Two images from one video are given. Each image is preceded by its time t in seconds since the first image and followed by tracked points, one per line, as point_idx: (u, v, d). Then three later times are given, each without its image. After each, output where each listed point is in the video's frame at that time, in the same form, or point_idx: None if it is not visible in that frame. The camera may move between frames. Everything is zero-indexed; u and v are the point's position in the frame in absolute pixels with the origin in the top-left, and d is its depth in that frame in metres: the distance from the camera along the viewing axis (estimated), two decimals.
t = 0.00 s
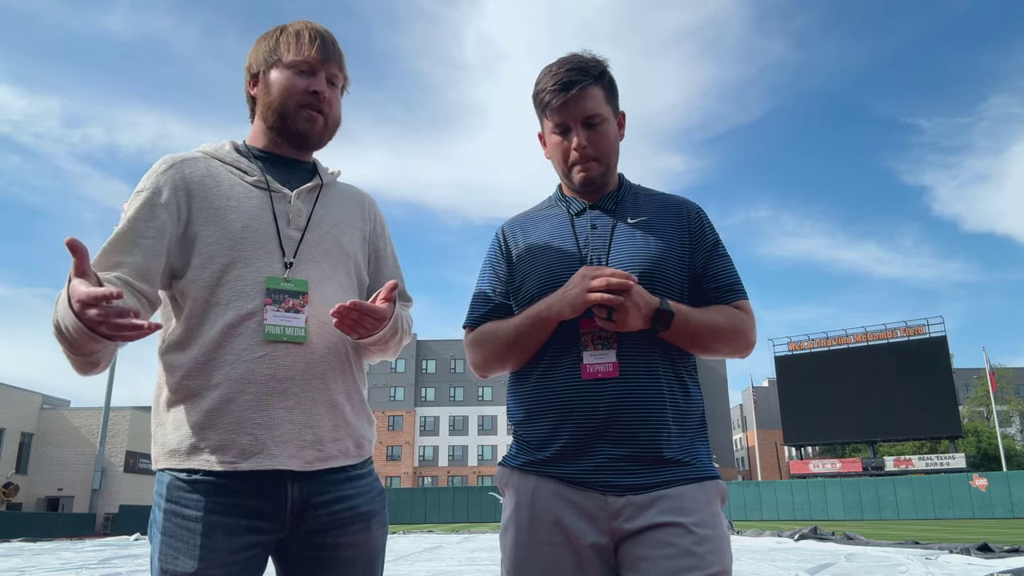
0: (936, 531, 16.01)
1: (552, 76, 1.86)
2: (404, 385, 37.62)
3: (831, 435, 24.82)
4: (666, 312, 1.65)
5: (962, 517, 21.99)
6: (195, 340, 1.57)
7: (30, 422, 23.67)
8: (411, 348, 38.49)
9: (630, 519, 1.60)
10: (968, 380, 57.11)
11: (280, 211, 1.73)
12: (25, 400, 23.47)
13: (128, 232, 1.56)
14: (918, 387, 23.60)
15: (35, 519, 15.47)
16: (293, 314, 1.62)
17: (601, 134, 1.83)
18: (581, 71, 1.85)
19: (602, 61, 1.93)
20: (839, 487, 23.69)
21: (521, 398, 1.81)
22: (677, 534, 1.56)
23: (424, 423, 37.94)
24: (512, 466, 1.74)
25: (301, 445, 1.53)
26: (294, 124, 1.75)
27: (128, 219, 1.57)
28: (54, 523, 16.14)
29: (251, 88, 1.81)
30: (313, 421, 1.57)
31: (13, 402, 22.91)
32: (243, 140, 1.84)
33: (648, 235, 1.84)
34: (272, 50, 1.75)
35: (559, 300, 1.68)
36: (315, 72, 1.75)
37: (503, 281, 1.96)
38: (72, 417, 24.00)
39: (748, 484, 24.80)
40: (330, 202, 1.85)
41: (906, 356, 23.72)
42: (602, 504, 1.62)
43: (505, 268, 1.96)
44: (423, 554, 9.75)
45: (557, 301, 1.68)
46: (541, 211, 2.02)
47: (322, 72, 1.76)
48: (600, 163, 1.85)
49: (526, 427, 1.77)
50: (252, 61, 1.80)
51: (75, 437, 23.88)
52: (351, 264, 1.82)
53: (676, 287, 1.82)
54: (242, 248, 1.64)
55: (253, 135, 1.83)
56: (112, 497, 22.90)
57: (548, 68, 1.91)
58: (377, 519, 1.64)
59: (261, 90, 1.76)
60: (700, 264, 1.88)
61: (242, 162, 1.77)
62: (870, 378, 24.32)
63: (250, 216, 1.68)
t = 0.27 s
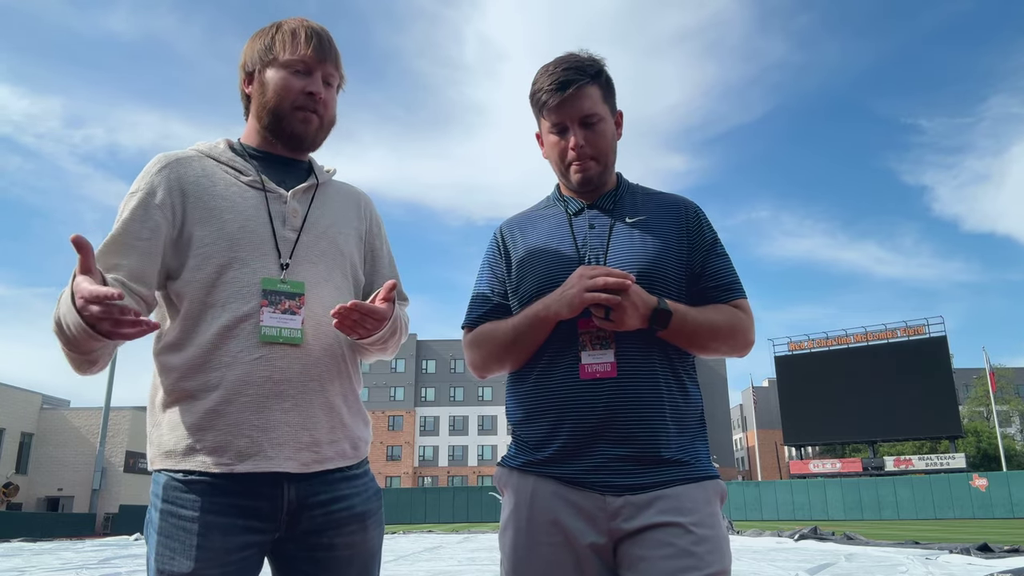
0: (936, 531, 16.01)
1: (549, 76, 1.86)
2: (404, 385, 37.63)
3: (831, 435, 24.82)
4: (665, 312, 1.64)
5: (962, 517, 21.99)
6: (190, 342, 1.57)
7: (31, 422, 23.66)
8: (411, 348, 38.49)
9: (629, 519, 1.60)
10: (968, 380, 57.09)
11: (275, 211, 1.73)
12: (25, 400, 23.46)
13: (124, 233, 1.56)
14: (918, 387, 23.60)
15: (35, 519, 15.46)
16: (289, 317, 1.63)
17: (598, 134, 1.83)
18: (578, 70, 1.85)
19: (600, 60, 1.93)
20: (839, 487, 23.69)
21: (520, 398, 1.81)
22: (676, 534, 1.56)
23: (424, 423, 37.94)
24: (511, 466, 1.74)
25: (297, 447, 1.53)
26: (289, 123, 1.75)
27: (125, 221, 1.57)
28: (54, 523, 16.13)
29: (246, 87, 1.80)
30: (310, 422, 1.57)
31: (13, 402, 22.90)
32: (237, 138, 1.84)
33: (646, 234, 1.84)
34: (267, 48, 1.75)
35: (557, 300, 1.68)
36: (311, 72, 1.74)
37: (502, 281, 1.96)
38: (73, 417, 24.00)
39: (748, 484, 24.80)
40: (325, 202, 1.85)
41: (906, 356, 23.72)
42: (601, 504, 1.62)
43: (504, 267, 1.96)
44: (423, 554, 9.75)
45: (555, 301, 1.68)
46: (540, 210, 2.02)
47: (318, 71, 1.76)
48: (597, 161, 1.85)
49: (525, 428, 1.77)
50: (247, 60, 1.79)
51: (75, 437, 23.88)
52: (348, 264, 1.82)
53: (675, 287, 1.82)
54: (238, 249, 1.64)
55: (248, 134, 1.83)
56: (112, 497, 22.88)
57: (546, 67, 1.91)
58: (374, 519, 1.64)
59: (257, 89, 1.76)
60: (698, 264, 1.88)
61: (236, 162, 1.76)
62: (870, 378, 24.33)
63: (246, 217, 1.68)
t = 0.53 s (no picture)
0: (936, 531, 16.00)
1: (545, 76, 1.86)
2: (404, 385, 37.63)
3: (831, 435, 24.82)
4: (662, 312, 1.64)
5: (962, 517, 21.99)
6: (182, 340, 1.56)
7: (30, 422, 23.66)
8: (411, 348, 38.49)
9: (627, 519, 1.60)
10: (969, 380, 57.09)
11: (266, 210, 1.72)
12: (25, 400, 23.45)
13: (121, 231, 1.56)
14: (918, 387, 23.59)
15: (35, 518, 15.46)
16: (281, 315, 1.62)
17: (595, 132, 1.83)
18: (575, 70, 1.85)
19: (597, 59, 1.93)
20: (839, 487, 23.69)
21: (519, 399, 1.81)
22: (673, 534, 1.56)
23: (424, 423, 37.95)
24: (509, 466, 1.75)
25: (289, 447, 1.53)
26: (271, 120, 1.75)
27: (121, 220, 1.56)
28: (54, 523, 16.12)
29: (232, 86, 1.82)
30: (302, 422, 1.57)
31: (13, 402, 22.89)
32: (229, 138, 1.84)
33: (643, 233, 1.84)
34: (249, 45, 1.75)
35: (555, 300, 1.68)
36: (290, 67, 1.75)
37: (500, 281, 1.96)
38: (73, 417, 23.99)
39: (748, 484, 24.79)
40: (316, 201, 1.84)
41: (906, 356, 23.72)
42: (599, 504, 1.62)
43: (502, 268, 1.97)
44: (423, 554, 9.75)
45: (553, 301, 1.68)
46: (538, 210, 2.02)
47: (298, 66, 1.75)
48: (594, 159, 1.85)
49: (524, 428, 1.77)
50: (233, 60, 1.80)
51: (75, 437, 23.87)
52: (340, 262, 1.82)
53: (673, 287, 1.81)
54: (230, 248, 1.63)
55: (237, 133, 1.83)
56: (112, 497, 22.86)
57: (542, 67, 1.91)
58: (368, 519, 1.65)
59: (239, 87, 1.76)
60: (696, 264, 1.88)
61: (227, 161, 1.75)
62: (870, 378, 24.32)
63: (236, 216, 1.68)
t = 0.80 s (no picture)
0: (936, 530, 16.00)
1: (543, 77, 1.87)
2: (404, 385, 37.64)
3: (831, 435, 24.83)
4: (658, 311, 1.65)
5: (962, 517, 21.99)
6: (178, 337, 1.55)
7: (30, 422, 23.67)
8: (411, 348, 38.51)
9: (624, 519, 1.60)
10: (969, 380, 57.08)
11: (260, 208, 1.72)
12: (25, 400, 23.46)
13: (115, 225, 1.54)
14: (918, 387, 23.60)
15: (35, 518, 15.47)
16: (276, 313, 1.63)
17: (593, 133, 1.83)
18: (572, 70, 1.85)
19: (594, 60, 1.93)
20: (839, 487, 23.69)
21: (518, 399, 1.81)
22: (671, 534, 1.57)
23: (424, 423, 37.97)
24: (508, 466, 1.75)
25: (286, 443, 1.54)
26: (277, 122, 1.75)
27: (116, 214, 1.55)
28: (54, 523, 16.13)
29: (233, 81, 1.79)
30: (299, 419, 1.58)
31: (13, 402, 22.90)
32: (223, 134, 1.83)
33: (641, 233, 1.85)
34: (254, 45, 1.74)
35: (551, 300, 1.68)
36: (300, 70, 1.74)
37: (498, 282, 1.97)
38: (73, 417, 24.00)
39: (748, 484, 24.79)
40: (311, 200, 1.84)
41: (906, 356, 23.71)
42: (597, 504, 1.62)
43: (501, 269, 1.97)
44: (423, 554, 9.76)
45: (549, 300, 1.68)
46: (537, 210, 2.03)
47: (308, 70, 1.76)
48: (592, 159, 1.85)
49: (523, 428, 1.77)
50: (236, 57, 1.78)
51: (75, 437, 23.89)
52: (334, 260, 1.83)
53: (670, 286, 1.82)
54: (225, 245, 1.63)
55: (232, 130, 1.82)
56: (112, 497, 22.87)
57: (540, 68, 1.91)
58: (365, 515, 1.67)
59: (245, 84, 1.74)
60: (694, 264, 1.88)
61: (221, 157, 1.74)
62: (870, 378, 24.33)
63: (232, 214, 1.67)
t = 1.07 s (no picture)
0: (936, 531, 16.01)
1: (541, 77, 1.87)
2: (404, 385, 37.65)
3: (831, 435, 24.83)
4: (658, 312, 1.65)
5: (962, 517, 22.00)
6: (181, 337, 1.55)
7: (30, 422, 23.68)
8: (411, 348, 38.53)
9: (625, 519, 1.60)
10: (969, 380, 57.09)
11: (265, 209, 1.72)
12: (25, 400, 23.46)
13: (118, 225, 1.53)
14: (918, 387, 23.60)
15: (35, 518, 15.47)
16: (282, 316, 1.64)
17: (591, 134, 1.84)
18: (570, 71, 1.86)
19: (591, 60, 1.94)
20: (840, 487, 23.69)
21: (516, 399, 1.82)
22: (670, 534, 1.57)
23: (424, 423, 37.97)
24: (508, 466, 1.75)
25: (292, 443, 1.56)
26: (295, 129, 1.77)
27: (118, 214, 1.53)
28: (54, 523, 16.13)
29: (239, 74, 1.73)
30: (303, 419, 1.60)
31: (13, 402, 22.91)
32: (220, 131, 1.81)
33: (640, 233, 1.85)
34: (269, 47, 1.72)
35: (551, 300, 1.68)
36: (320, 81, 1.78)
37: (497, 282, 1.97)
38: (73, 417, 24.01)
39: (748, 484, 24.79)
40: (311, 202, 1.85)
41: (906, 356, 23.72)
42: (597, 505, 1.62)
43: (500, 269, 1.97)
44: (423, 554, 9.77)
45: (549, 302, 1.69)
46: (535, 211, 2.03)
47: (327, 83, 1.80)
48: (591, 160, 1.85)
49: (523, 428, 1.77)
50: (242, 49, 1.73)
51: (75, 437, 23.90)
52: (333, 263, 1.84)
53: (669, 287, 1.82)
54: (229, 245, 1.62)
55: (232, 127, 1.80)
56: (112, 497, 22.87)
57: (537, 68, 1.91)
58: (365, 512, 1.69)
59: (262, 85, 1.73)
60: (693, 264, 1.88)
61: (224, 155, 1.73)
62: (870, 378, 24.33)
63: (237, 214, 1.67)
